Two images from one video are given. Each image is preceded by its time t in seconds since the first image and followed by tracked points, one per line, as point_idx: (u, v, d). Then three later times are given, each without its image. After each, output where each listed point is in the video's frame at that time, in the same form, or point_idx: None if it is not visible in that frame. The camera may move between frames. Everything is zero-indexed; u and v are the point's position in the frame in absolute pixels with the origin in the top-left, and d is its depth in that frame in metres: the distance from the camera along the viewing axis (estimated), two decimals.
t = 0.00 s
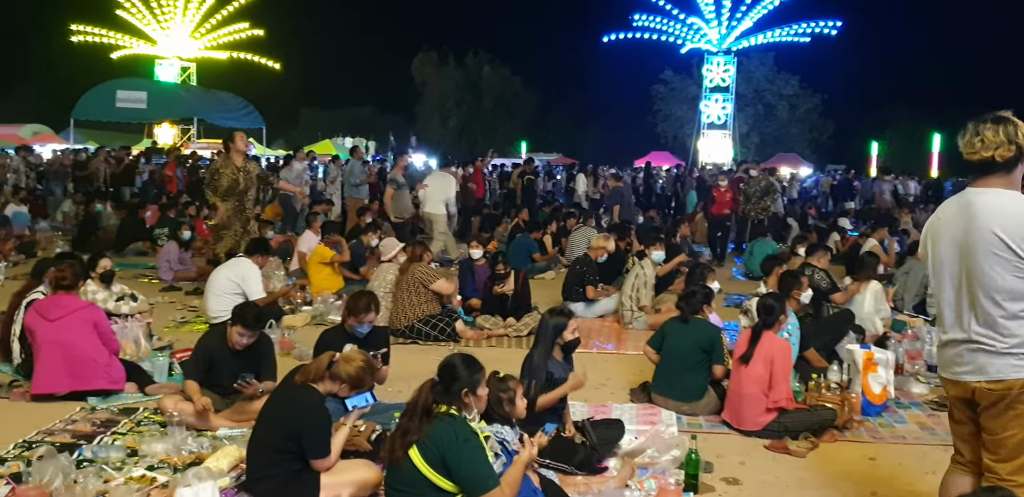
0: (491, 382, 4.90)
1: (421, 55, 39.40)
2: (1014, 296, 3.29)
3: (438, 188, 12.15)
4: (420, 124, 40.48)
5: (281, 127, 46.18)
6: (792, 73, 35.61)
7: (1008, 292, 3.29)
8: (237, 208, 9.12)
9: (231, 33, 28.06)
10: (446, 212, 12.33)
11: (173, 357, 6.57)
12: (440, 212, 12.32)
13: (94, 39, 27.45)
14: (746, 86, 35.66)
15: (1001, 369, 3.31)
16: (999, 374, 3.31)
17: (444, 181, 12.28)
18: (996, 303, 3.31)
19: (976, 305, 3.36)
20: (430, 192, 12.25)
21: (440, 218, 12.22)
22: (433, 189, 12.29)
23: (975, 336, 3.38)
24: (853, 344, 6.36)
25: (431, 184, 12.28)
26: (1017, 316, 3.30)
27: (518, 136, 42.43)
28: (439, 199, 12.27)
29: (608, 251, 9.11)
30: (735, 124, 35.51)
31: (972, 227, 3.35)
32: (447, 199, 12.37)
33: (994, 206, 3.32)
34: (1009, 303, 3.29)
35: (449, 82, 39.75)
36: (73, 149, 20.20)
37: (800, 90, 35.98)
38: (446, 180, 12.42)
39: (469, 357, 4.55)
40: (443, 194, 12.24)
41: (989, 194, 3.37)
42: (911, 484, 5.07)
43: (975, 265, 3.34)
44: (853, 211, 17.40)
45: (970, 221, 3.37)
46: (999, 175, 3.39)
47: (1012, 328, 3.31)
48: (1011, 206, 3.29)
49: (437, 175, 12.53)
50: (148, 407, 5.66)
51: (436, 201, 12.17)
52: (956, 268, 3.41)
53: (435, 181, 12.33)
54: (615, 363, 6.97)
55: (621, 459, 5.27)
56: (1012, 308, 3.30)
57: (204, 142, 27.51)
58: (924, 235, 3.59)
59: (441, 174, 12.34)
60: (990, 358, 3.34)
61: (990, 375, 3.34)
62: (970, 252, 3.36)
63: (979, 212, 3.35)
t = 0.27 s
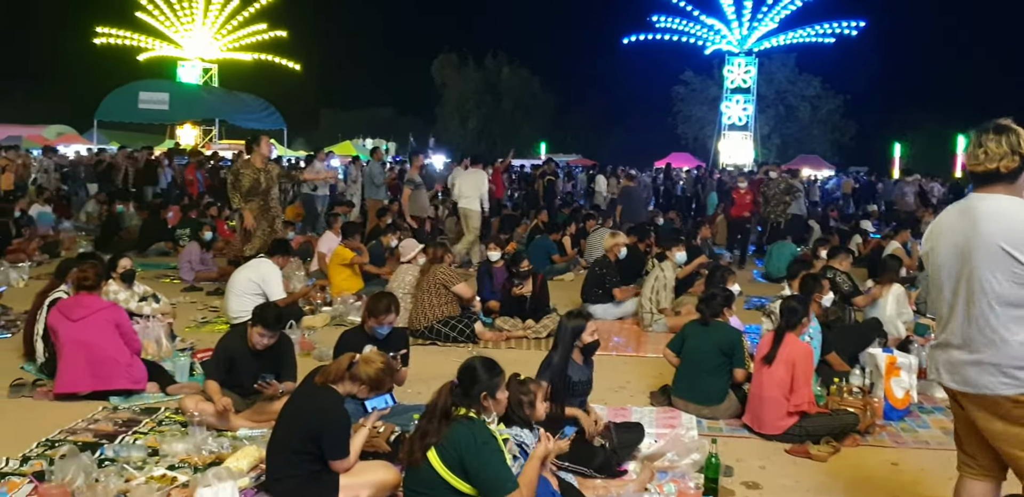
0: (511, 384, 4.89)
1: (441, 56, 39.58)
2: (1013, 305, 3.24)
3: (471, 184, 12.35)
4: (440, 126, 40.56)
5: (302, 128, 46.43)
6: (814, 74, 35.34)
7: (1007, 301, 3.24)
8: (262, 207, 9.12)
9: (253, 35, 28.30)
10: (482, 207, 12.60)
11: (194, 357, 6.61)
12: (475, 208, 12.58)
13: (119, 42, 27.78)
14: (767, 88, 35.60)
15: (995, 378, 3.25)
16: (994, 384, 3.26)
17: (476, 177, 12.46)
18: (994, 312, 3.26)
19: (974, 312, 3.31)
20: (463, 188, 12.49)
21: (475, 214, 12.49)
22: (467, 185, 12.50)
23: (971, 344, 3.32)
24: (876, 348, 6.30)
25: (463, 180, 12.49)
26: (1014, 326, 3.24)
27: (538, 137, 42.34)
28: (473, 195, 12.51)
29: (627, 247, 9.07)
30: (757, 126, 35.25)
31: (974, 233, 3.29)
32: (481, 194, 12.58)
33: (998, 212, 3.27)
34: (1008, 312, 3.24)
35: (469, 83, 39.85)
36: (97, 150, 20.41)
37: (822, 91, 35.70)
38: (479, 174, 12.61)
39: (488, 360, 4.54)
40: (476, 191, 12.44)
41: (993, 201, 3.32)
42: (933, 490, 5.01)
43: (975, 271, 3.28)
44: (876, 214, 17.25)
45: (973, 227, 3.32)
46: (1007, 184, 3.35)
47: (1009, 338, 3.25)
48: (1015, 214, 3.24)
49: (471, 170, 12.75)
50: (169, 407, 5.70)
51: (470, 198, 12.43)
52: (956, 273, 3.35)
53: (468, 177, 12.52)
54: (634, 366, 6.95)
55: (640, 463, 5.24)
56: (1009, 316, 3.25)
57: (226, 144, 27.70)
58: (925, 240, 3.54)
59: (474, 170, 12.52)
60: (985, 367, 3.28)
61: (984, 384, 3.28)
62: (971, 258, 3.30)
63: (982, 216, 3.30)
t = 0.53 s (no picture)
0: (534, 386, 4.87)
1: (465, 57, 39.61)
2: None
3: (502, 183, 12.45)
4: (463, 127, 40.58)
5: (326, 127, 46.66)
6: (841, 74, 34.93)
7: (1021, 302, 3.17)
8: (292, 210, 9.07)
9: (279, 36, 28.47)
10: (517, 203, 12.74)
11: (219, 357, 6.65)
12: (508, 204, 12.72)
13: (147, 43, 28.06)
14: (793, 88, 34.96)
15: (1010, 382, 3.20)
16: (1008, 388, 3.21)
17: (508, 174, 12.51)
18: (1007, 315, 3.19)
19: (988, 315, 3.24)
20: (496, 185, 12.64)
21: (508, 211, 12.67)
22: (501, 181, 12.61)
23: (986, 347, 3.27)
24: (902, 352, 6.23)
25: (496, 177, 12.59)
26: None
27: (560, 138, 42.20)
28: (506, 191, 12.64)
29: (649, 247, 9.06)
30: (784, 126, 34.82)
31: (986, 235, 3.22)
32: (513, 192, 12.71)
33: (1010, 213, 3.20)
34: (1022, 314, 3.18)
35: (493, 83, 39.83)
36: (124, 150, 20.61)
37: (850, 92, 35.28)
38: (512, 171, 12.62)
39: (511, 361, 4.53)
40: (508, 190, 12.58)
41: (1008, 201, 3.24)
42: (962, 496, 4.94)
43: (990, 275, 3.21)
44: (903, 217, 17.06)
45: (986, 229, 3.24)
46: None
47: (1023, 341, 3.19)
48: None
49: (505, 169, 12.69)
50: (195, 406, 5.75)
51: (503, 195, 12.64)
52: (971, 276, 3.28)
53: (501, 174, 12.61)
54: (658, 368, 6.92)
55: (664, 465, 5.21)
56: (1014, 323, 3.19)
57: (251, 144, 27.87)
58: (941, 240, 3.46)
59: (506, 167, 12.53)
60: (999, 371, 3.23)
61: (998, 388, 3.23)
62: (984, 262, 3.23)
63: (995, 218, 3.22)
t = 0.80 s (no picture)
0: (563, 386, 4.85)
1: (493, 57, 39.47)
2: None
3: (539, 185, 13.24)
4: (489, 127, 40.59)
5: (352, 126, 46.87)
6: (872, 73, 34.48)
7: None
8: (326, 205, 9.25)
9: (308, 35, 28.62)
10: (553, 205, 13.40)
11: (249, 354, 6.69)
12: (544, 206, 13.40)
13: (177, 43, 28.36)
14: (824, 87, 34.59)
15: None
16: None
17: (545, 178, 13.31)
18: None
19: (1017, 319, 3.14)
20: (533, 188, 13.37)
21: (544, 212, 13.32)
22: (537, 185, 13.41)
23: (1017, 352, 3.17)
24: (937, 354, 6.13)
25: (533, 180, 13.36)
26: None
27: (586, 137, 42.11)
28: (543, 194, 13.38)
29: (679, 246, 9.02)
30: (814, 126, 34.35)
31: (1015, 237, 3.11)
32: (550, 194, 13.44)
33: None
34: None
35: (520, 82, 39.71)
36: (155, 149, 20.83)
37: (881, 91, 34.81)
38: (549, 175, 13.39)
39: (540, 362, 4.50)
40: (544, 191, 13.31)
41: None
42: None
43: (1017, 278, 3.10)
44: (937, 217, 16.80)
45: (1014, 230, 3.12)
46: None
47: None
48: None
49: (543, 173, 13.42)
50: (224, 403, 5.79)
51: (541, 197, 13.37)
52: (999, 278, 3.18)
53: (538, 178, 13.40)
54: (686, 369, 6.87)
55: (693, 467, 5.17)
56: None
57: (279, 143, 28.06)
58: (972, 240, 3.36)
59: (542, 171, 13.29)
60: None
61: None
62: (1012, 265, 3.12)
63: (1022, 219, 3.10)
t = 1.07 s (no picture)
0: (594, 386, 4.83)
1: (522, 55, 39.40)
2: None
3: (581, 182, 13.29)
4: (518, 126, 40.78)
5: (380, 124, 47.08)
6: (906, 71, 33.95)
7: None
8: (356, 203, 9.30)
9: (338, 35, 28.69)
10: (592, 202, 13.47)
11: (279, 351, 6.75)
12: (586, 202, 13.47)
13: (209, 43, 28.61)
14: (856, 86, 33.82)
15: None
16: None
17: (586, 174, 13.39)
18: None
19: None
20: (573, 185, 13.42)
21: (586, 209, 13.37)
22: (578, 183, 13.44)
23: None
24: (972, 357, 6.03)
25: (573, 177, 13.42)
26: None
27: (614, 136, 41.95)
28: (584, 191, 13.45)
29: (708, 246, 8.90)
30: (846, 125, 33.81)
31: None
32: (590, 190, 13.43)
33: None
34: None
35: (548, 81, 39.70)
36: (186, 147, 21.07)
37: (914, 89, 34.27)
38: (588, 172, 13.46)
39: (569, 361, 4.47)
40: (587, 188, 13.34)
41: None
42: None
43: None
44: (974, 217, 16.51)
45: None
46: None
47: None
48: None
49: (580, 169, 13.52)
50: (255, 399, 5.83)
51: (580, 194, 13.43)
52: None
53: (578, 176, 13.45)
54: (716, 370, 6.83)
55: (722, 468, 5.12)
56: None
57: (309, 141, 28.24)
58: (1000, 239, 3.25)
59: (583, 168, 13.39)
60: None
61: None
62: None
63: None
